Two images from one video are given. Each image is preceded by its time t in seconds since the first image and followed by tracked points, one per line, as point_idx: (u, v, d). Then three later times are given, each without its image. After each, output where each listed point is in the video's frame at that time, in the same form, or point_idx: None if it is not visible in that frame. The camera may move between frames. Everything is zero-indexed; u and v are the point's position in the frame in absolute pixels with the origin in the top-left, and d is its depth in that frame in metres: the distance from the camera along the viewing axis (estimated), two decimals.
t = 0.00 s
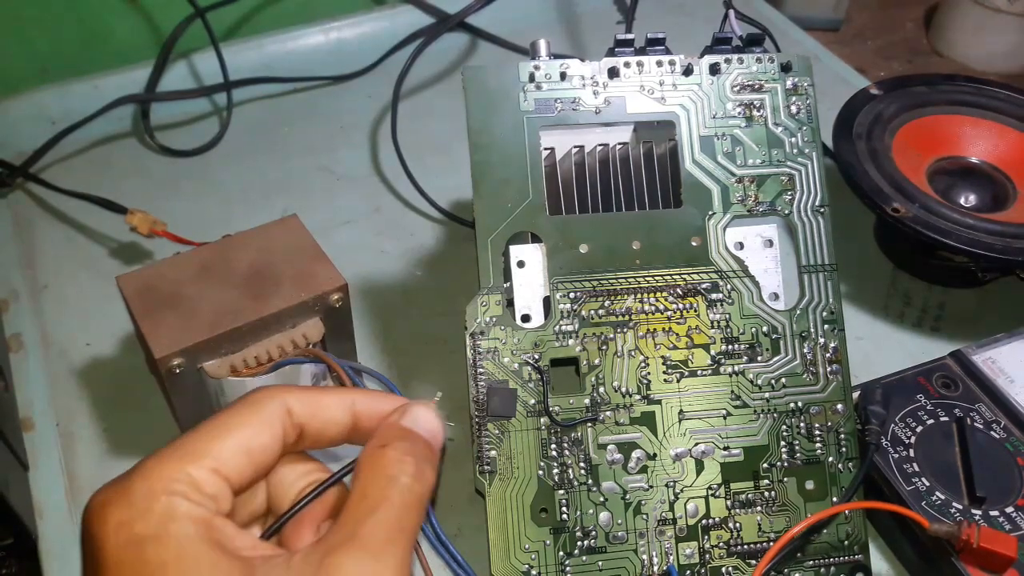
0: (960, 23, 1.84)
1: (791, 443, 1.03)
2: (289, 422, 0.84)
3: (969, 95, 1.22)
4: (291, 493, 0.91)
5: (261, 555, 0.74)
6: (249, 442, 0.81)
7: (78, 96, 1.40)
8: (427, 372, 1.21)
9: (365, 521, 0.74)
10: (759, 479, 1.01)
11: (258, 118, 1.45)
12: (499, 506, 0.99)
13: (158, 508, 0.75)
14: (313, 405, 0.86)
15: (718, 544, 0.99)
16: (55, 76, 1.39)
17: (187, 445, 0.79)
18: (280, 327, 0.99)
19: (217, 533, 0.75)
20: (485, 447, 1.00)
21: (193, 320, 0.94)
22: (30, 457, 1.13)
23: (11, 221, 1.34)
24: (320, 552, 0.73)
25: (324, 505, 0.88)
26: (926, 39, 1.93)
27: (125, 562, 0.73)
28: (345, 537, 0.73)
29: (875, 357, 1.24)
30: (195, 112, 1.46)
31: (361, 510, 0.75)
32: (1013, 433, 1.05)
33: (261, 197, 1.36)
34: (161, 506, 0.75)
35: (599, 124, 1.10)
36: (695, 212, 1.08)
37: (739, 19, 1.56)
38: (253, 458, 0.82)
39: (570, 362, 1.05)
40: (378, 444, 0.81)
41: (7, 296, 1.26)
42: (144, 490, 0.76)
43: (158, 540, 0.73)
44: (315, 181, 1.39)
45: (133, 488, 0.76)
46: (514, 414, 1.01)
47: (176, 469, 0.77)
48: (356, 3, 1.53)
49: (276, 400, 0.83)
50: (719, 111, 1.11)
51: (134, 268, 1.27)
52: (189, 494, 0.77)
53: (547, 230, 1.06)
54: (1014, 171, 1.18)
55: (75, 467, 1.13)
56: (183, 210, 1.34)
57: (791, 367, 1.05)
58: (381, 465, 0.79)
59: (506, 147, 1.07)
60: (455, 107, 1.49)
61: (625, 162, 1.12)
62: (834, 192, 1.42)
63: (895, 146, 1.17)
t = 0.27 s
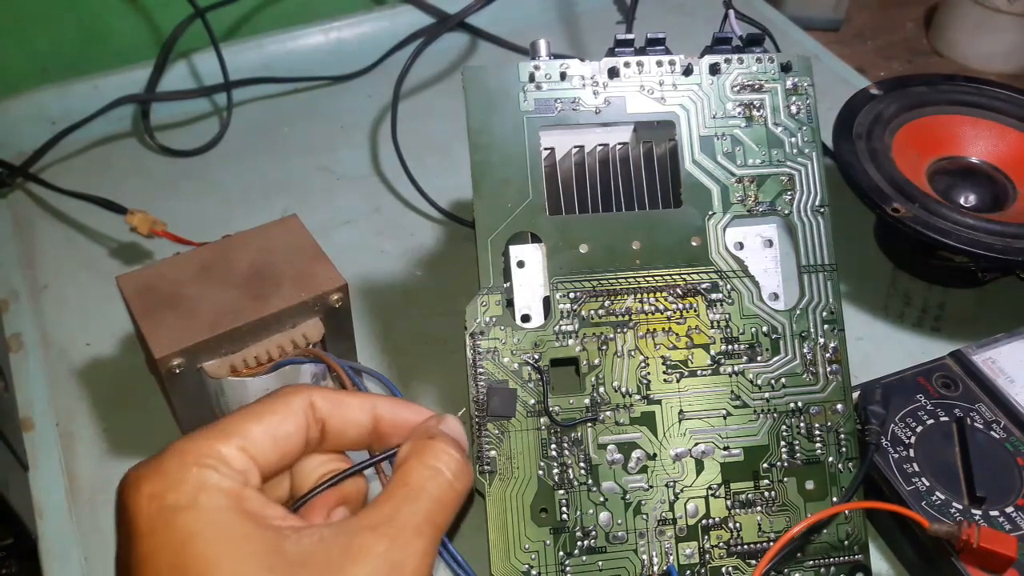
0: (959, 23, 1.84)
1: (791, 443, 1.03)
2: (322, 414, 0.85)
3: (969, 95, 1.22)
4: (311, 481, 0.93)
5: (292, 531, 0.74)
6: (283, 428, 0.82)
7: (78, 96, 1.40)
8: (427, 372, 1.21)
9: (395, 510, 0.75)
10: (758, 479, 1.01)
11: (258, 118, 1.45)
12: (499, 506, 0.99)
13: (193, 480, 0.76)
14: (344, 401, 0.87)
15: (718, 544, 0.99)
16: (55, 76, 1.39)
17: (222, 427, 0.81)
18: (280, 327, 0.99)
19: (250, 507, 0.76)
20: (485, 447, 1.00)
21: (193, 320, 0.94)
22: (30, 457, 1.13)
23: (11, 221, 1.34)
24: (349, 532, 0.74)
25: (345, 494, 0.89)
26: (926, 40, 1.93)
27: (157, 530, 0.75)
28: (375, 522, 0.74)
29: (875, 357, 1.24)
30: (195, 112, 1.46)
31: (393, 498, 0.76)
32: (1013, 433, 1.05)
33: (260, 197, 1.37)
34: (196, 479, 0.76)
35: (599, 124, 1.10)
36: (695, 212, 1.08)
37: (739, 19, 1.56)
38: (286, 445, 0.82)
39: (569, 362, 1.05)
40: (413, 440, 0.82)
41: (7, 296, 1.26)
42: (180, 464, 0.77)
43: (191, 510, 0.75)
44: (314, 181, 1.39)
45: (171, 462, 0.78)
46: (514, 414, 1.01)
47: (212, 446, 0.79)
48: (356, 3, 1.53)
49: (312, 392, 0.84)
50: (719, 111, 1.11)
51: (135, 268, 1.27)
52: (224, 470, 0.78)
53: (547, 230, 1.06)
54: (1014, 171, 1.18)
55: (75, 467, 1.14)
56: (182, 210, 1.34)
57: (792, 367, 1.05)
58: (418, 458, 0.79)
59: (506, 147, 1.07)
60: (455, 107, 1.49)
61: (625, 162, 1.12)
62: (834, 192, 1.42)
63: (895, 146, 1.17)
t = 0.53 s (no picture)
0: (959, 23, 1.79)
1: (791, 443, 1.03)
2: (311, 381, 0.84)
3: (969, 95, 1.22)
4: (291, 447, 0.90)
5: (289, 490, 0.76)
6: (279, 393, 0.81)
7: (78, 95, 1.40)
8: (427, 373, 1.21)
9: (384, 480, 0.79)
10: (758, 479, 1.01)
11: (258, 118, 1.45)
12: (499, 506, 0.99)
13: (196, 439, 0.74)
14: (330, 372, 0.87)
15: (718, 544, 0.99)
16: (55, 76, 1.39)
17: (219, 388, 0.79)
18: (280, 327, 0.99)
19: (251, 466, 0.75)
20: (486, 447, 1.00)
21: (192, 320, 0.94)
22: (30, 457, 1.14)
23: (11, 221, 1.34)
24: (342, 502, 0.77)
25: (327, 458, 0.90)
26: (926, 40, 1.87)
27: (158, 489, 0.72)
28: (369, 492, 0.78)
29: (875, 357, 1.24)
30: (195, 112, 1.45)
31: (382, 467, 0.79)
32: (1012, 433, 1.05)
33: (260, 197, 1.37)
34: (197, 439, 0.74)
35: (600, 124, 1.10)
36: (695, 212, 1.08)
37: (739, 20, 1.56)
38: (280, 412, 0.82)
39: (570, 362, 1.05)
40: (397, 413, 0.86)
41: (7, 296, 1.26)
42: (179, 422, 0.75)
43: (194, 468, 0.73)
44: (315, 181, 1.39)
45: (169, 422, 0.75)
46: (514, 414, 1.01)
47: (210, 405, 0.77)
48: (356, 3, 1.52)
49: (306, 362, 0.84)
50: (719, 111, 1.11)
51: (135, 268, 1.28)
52: (225, 429, 0.76)
53: (548, 230, 1.06)
54: (1014, 171, 1.18)
55: (75, 467, 1.14)
56: (182, 211, 1.35)
57: (792, 367, 1.05)
58: (405, 430, 0.83)
59: (506, 147, 1.07)
60: (455, 107, 1.49)
61: (625, 162, 1.12)
62: (834, 192, 1.42)
63: (895, 146, 1.17)
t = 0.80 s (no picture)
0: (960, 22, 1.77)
1: (791, 443, 1.03)
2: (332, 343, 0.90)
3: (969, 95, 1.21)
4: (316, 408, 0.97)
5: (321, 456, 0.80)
6: (317, 351, 0.85)
7: (78, 95, 1.40)
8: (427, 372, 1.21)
9: (408, 463, 0.84)
10: (759, 479, 1.01)
11: (258, 118, 1.45)
12: (499, 506, 0.99)
13: (252, 403, 0.75)
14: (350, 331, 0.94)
15: (718, 544, 0.99)
16: (55, 76, 1.39)
17: (266, 353, 0.81)
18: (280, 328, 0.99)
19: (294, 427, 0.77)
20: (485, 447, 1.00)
21: (192, 320, 0.95)
22: (30, 457, 1.14)
23: (11, 221, 1.33)
24: (372, 485, 0.80)
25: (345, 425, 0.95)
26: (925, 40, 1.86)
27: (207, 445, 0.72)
28: (396, 474, 0.82)
29: (874, 357, 1.24)
30: (195, 112, 1.45)
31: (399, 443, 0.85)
32: (1013, 433, 1.04)
33: (260, 197, 1.37)
34: (253, 402, 0.75)
35: (600, 124, 1.10)
36: (695, 212, 1.08)
37: (739, 20, 1.56)
38: (314, 369, 0.85)
39: (570, 362, 1.05)
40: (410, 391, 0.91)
41: (7, 296, 1.26)
42: (236, 385, 0.76)
43: (240, 427, 0.73)
44: (314, 181, 1.39)
45: (227, 385, 0.76)
46: (515, 414, 1.01)
47: (263, 371, 0.79)
48: (356, 3, 1.52)
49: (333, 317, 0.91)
50: (719, 111, 1.11)
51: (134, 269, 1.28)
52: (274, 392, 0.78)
53: (548, 230, 1.06)
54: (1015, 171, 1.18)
55: (75, 467, 1.15)
56: (182, 211, 1.35)
57: (792, 366, 1.05)
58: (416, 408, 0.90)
59: (506, 147, 1.07)
60: (455, 107, 1.48)
61: (625, 162, 1.12)
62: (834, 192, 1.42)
63: (894, 146, 1.17)
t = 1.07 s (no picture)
0: (960, 23, 1.75)
1: (791, 443, 1.03)
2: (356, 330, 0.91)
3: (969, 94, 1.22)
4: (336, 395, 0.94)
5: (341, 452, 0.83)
6: (343, 343, 0.86)
7: (78, 96, 1.40)
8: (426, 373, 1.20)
9: (417, 460, 0.87)
10: (758, 479, 1.01)
11: (258, 118, 1.45)
12: (499, 506, 0.99)
13: (280, 398, 0.76)
14: (373, 320, 0.94)
15: (718, 544, 0.99)
16: (55, 76, 1.39)
17: (292, 345, 0.82)
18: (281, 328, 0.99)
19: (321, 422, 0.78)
20: (486, 447, 1.00)
21: (192, 320, 0.95)
22: (30, 457, 1.15)
23: (11, 221, 1.33)
24: (383, 481, 0.84)
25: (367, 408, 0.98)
26: (926, 40, 1.87)
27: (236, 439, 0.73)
28: (405, 470, 0.86)
29: (873, 357, 1.24)
30: (195, 112, 1.45)
31: (412, 442, 0.88)
32: (1012, 434, 1.04)
33: (260, 198, 1.37)
34: (280, 397, 0.76)
35: (600, 124, 1.10)
36: (695, 212, 1.08)
37: (739, 20, 1.56)
38: (337, 361, 0.86)
39: (570, 362, 1.05)
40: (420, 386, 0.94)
41: (7, 296, 1.26)
42: (263, 379, 0.77)
43: (268, 422, 0.74)
44: (314, 181, 1.39)
45: (254, 378, 0.77)
46: (514, 414, 1.01)
47: (292, 365, 0.79)
48: (356, 3, 1.51)
49: (359, 307, 0.91)
50: (719, 111, 1.11)
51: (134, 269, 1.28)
52: (303, 386, 0.79)
53: (548, 229, 1.06)
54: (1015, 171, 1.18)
55: (75, 467, 1.15)
56: (182, 212, 1.35)
57: (791, 367, 1.05)
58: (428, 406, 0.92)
59: (506, 147, 1.07)
60: (455, 107, 1.48)
61: (625, 163, 1.11)
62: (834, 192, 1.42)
63: (894, 145, 1.17)
